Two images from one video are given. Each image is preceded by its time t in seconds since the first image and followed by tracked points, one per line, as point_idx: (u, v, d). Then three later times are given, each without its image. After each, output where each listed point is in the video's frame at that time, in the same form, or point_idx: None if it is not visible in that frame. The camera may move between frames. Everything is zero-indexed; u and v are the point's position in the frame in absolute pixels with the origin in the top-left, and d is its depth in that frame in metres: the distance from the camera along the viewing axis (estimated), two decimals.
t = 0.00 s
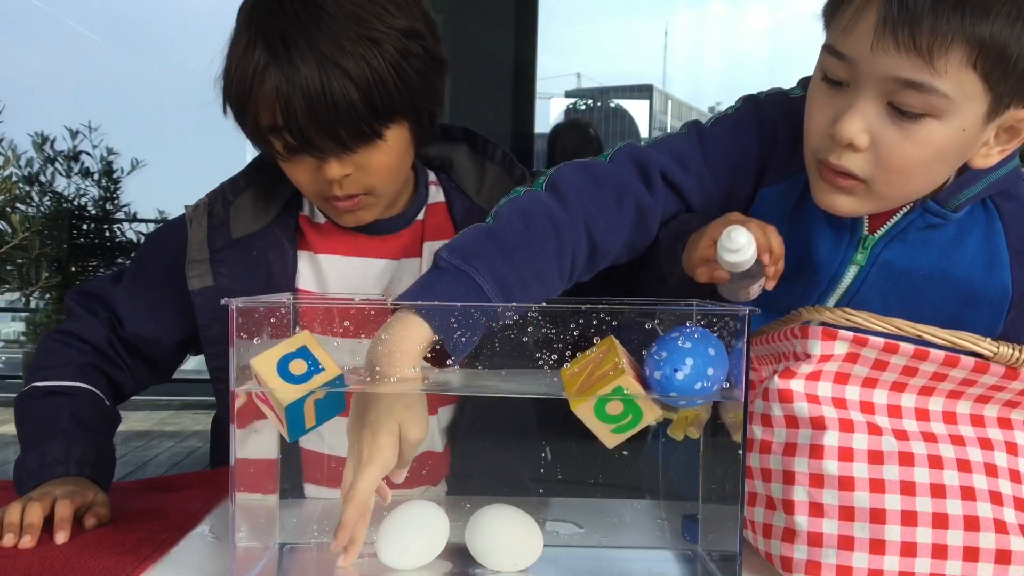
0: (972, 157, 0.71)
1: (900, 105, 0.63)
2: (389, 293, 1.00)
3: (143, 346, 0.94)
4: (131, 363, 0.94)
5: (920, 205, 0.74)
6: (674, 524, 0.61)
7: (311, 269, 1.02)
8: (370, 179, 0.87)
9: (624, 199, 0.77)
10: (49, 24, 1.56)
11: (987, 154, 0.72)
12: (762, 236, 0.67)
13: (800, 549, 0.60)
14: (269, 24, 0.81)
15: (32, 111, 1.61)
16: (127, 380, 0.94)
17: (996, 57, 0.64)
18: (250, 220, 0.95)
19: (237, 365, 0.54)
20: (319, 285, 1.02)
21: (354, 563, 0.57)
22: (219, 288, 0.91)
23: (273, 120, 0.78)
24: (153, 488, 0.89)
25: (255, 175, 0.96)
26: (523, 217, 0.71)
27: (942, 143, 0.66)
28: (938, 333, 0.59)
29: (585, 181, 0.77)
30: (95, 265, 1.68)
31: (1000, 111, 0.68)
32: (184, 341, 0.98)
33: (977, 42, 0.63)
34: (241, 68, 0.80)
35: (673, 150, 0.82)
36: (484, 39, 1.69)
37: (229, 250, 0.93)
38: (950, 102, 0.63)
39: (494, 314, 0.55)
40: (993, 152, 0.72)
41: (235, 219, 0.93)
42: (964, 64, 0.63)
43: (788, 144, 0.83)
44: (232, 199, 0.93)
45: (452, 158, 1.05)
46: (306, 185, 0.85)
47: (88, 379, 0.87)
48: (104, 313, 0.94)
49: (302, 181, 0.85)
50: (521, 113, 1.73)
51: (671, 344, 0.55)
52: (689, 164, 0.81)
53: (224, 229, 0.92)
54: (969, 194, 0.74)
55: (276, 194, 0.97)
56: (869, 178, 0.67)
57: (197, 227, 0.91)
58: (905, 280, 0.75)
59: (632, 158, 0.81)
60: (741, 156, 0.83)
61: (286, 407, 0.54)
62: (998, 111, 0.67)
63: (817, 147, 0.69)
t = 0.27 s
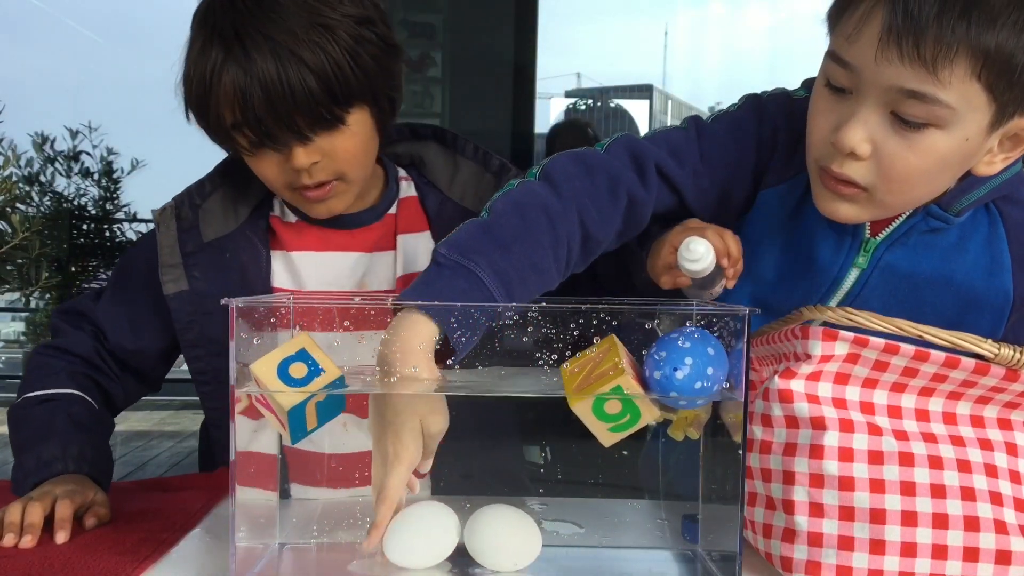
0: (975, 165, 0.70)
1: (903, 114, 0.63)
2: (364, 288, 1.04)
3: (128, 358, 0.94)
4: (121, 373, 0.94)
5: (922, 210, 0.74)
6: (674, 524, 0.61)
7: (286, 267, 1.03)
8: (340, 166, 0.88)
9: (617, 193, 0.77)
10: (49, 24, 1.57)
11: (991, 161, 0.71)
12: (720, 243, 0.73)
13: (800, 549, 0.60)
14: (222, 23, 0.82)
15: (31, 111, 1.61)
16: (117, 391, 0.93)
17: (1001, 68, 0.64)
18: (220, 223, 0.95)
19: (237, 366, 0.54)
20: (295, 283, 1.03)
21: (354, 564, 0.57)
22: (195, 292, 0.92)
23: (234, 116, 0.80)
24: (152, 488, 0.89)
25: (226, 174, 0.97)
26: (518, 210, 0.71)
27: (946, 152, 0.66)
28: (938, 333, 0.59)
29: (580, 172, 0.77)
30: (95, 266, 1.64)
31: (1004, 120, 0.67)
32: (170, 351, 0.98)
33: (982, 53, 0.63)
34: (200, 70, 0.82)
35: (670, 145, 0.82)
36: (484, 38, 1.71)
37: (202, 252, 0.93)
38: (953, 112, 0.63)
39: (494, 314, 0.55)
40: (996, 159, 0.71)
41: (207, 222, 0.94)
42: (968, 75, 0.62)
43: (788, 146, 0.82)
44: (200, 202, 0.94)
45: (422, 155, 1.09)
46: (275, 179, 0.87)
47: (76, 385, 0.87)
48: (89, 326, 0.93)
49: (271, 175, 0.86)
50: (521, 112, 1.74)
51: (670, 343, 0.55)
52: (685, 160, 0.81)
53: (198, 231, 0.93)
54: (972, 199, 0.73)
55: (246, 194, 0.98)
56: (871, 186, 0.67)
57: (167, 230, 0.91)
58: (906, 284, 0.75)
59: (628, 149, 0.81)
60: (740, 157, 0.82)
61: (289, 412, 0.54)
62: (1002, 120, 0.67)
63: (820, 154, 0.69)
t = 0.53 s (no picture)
0: (976, 165, 0.70)
1: (902, 115, 0.63)
2: (348, 281, 1.05)
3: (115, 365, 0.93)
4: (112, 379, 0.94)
5: (922, 210, 0.74)
6: (675, 524, 0.61)
7: (269, 264, 1.03)
8: (322, 154, 0.89)
9: (618, 193, 0.77)
10: (48, 23, 1.57)
11: (992, 161, 0.71)
12: (674, 272, 0.76)
13: (800, 549, 0.60)
14: (198, 19, 0.83)
15: (31, 111, 1.61)
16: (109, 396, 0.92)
17: (1000, 69, 0.64)
18: (203, 224, 0.95)
19: (237, 363, 0.54)
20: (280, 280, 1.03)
21: (353, 564, 0.57)
22: (178, 292, 0.93)
23: (217, 109, 0.81)
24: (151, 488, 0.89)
25: (206, 173, 0.96)
26: (519, 211, 0.71)
27: (946, 153, 0.66)
28: (938, 333, 0.59)
29: (580, 173, 0.77)
30: (96, 266, 1.61)
31: (1004, 121, 0.67)
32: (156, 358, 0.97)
33: (982, 54, 0.63)
34: (179, 65, 0.82)
35: (671, 145, 0.82)
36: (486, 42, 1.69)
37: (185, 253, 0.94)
38: (953, 112, 0.63)
39: (494, 314, 0.55)
40: (998, 159, 0.71)
41: (189, 223, 0.94)
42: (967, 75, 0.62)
43: (789, 144, 0.82)
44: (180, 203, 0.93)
45: (400, 152, 1.09)
46: (259, 172, 0.87)
47: (70, 391, 0.87)
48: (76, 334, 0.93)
49: (252, 168, 0.86)
50: (522, 112, 1.74)
51: (669, 346, 0.54)
52: (685, 159, 0.82)
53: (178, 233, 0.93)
54: (973, 198, 0.73)
55: (227, 194, 0.98)
56: (871, 188, 0.67)
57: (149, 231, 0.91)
58: (906, 284, 0.75)
59: (629, 150, 0.81)
60: (741, 156, 0.82)
61: (286, 402, 0.55)
62: (1003, 120, 0.67)
63: (819, 154, 0.69)
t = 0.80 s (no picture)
0: (975, 165, 0.70)
1: (902, 116, 0.63)
2: (341, 280, 1.05)
3: (108, 371, 0.93)
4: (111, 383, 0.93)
5: (921, 211, 0.74)
6: (675, 524, 0.61)
7: (263, 266, 1.03)
8: (314, 157, 0.89)
9: (617, 195, 0.77)
10: (48, 24, 1.57)
11: (992, 161, 0.71)
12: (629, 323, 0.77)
13: (800, 550, 0.60)
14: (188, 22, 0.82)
15: (31, 111, 1.62)
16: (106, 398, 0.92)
17: (1000, 69, 0.64)
18: (192, 227, 0.95)
19: (237, 365, 0.54)
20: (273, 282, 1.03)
21: (355, 564, 0.57)
22: (169, 297, 0.93)
23: (209, 112, 0.80)
24: (151, 488, 0.89)
25: (193, 176, 0.97)
26: (517, 213, 0.71)
27: (946, 153, 0.66)
28: (938, 334, 0.59)
29: (580, 175, 0.77)
30: (95, 266, 1.63)
31: (1004, 120, 0.67)
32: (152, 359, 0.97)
33: (982, 54, 0.63)
34: (168, 69, 0.81)
35: (670, 147, 0.82)
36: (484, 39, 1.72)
37: (177, 256, 0.93)
38: (953, 113, 0.63)
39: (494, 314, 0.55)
40: (998, 159, 0.71)
41: (178, 227, 0.93)
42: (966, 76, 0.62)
43: (789, 144, 0.82)
44: (168, 208, 0.93)
45: (394, 154, 1.09)
46: (250, 175, 0.87)
47: (67, 394, 0.87)
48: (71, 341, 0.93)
49: (244, 171, 0.86)
50: (522, 112, 1.74)
51: (669, 344, 0.55)
52: (685, 161, 0.81)
53: (169, 237, 0.93)
54: (973, 199, 0.73)
55: (217, 196, 0.98)
56: (871, 188, 0.67)
57: (139, 235, 0.91)
58: (906, 284, 0.75)
59: (629, 151, 0.81)
60: (740, 156, 0.82)
61: (285, 408, 0.55)
62: (1003, 119, 0.67)
63: (819, 155, 0.69)
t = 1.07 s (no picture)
0: (975, 164, 0.70)
1: (901, 115, 0.63)
2: (338, 279, 1.06)
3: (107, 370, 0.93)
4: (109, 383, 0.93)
5: (921, 210, 0.73)
6: (675, 524, 0.61)
7: (260, 266, 1.03)
8: (329, 161, 0.90)
9: (615, 192, 0.77)
10: (47, 24, 1.58)
11: (992, 159, 0.71)
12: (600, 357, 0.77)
13: (800, 550, 0.60)
14: (210, 23, 0.82)
15: (32, 112, 1.62)
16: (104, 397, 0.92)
17: (998, 68, 0.64)
18: (190, 226, 0.95)
19: (237, 367, 0.54)
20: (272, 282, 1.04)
21: (356, 564, 0.57)
22: (166, 296, 0.93)
23: (236, 114, 0.80)
24: (150, 488, 0.89)
25: (192, 175, 0.97)
26: (515, 209, 0.72)
27: (945, 153, 0.66)
28: (938, 335, 0.59)
29: (577, 173, 0.77)
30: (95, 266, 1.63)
31: (1004, 119, 0.67)
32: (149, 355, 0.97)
33: (980, 54, 0.63)
34: (193, 70, 0.80)
35: (668, 147, 0.82)
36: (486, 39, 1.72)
37: (174, 255, 0.93)
38: (951, 112, 0.63)
39: (494, 313, 0.55)
40: (996, 157, 0.71)
41: (176, 226, 0.93)
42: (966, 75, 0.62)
43: (786, 142, 0.82)
44: (167, 207, 0.93)
45: (393, 156, 1.09)
46: (265, 177, 0.87)
47: (64, 395, 0.86)
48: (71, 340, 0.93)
49: (259, 173, 0.86)
50: (522, 111, 1.74)
51: (668, 343, 0.55)
52: (683, 159, 0.81)
53: (167, 235, 0.93)
54: (972, 198, 0.73)
55: (215, 196, 0.98)
56: (871, 187, 0.67)
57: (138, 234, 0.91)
58: (904, 282, 0.75)
59: (625, 151, 0.81)
60: (739, 156, 0.82)
61: (285, 409, 0.56)
62: (1000, 119, 0.67)
63: (819, 155, 0.69)
